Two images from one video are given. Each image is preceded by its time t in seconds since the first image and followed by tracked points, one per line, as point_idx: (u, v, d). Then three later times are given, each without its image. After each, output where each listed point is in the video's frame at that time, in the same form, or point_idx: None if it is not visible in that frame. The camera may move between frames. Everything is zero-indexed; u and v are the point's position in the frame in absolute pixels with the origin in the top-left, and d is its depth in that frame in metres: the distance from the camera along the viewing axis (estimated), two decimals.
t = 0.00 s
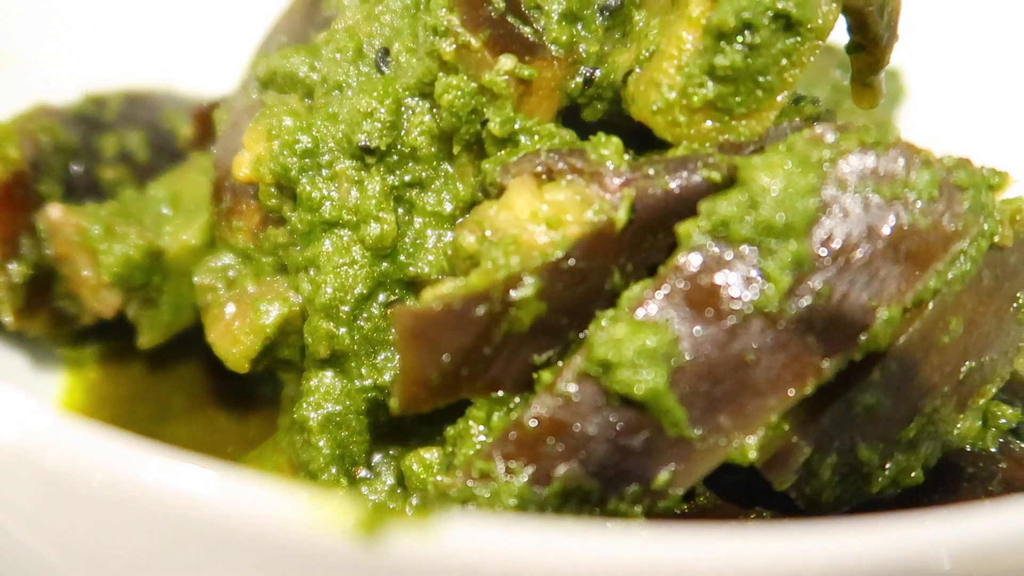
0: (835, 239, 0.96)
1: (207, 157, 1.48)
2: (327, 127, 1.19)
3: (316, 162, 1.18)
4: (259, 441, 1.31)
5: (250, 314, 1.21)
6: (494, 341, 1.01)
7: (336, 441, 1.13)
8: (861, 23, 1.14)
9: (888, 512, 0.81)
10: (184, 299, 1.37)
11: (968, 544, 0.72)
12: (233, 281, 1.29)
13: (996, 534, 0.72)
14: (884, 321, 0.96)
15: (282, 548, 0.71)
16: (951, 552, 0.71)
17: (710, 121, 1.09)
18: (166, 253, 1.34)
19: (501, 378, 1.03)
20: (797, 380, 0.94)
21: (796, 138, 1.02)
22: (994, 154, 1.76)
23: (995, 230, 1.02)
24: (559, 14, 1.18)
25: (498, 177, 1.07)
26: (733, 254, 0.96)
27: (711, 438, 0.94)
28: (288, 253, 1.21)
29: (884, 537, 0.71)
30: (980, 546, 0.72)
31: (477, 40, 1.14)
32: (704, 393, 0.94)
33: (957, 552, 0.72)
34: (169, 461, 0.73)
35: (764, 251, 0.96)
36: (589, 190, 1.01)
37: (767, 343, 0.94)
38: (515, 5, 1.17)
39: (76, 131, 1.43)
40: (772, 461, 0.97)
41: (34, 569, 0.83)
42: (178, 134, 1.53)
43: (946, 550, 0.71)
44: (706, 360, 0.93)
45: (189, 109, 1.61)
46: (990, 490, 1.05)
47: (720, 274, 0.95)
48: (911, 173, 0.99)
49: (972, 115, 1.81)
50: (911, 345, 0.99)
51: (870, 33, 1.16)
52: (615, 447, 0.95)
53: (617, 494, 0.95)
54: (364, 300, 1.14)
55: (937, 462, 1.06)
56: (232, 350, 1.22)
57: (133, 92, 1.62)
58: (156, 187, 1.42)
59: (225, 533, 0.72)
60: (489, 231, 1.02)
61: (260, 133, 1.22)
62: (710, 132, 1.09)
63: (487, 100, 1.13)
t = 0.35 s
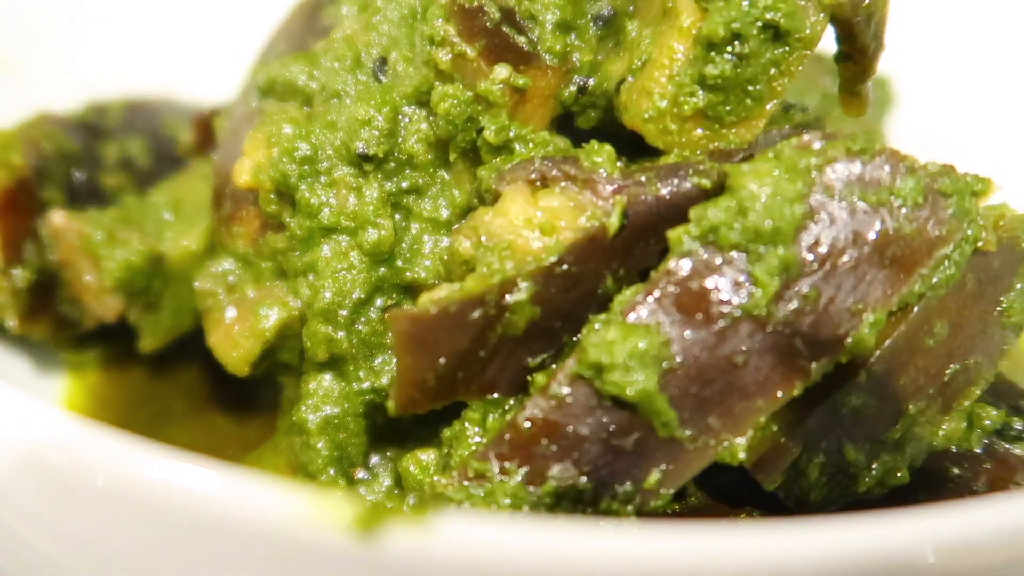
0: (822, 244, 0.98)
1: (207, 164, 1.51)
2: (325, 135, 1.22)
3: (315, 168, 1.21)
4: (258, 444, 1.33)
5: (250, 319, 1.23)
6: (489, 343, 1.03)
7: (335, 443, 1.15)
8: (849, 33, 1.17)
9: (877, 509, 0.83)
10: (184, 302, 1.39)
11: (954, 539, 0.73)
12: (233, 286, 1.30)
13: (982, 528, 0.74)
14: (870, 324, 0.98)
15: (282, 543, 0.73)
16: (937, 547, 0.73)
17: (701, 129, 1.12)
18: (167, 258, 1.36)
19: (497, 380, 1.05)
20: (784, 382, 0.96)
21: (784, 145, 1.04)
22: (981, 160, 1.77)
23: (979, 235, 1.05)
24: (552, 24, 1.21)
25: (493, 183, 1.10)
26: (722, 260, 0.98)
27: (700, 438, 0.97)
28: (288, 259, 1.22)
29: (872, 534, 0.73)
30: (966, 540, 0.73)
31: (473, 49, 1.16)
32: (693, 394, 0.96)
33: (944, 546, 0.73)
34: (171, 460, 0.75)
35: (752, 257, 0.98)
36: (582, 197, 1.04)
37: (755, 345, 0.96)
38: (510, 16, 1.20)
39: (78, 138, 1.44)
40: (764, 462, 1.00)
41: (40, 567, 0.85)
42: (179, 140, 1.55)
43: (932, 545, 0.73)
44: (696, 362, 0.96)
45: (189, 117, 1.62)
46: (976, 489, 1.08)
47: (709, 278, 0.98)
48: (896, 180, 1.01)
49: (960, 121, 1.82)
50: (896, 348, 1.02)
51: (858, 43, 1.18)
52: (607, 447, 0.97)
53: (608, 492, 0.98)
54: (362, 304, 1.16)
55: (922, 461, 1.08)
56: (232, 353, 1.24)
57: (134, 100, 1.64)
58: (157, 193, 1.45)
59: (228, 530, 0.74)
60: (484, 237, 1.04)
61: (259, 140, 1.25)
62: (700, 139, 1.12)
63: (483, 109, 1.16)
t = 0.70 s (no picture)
0: (807, 248, 1.01)
1: (208, 170, 1.53)
2: (323, 142, 1.24)
3: (314, 175, 1.23)
4: (257, 445, 1.35)
5: (249, 322, 1.26)
6: (483, 345, 1.05)
7: (333, 444, 1.17)
8: (834, 42, 1.20)
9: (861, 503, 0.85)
10: (184, 307, 1.41)
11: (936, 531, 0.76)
12: (233, 290, 1.33)
13: (962, 521, 0.77)
14: (855, 326, 1.02)
15: (285, 537, 0.76)
16: (919, 539, 0.76)
17: (690, 137, 1.14)
18: (168, 263, 1.38)
19: (490, 381, 1.07)
20: (771, 382, 1.00)
21: (771, 152, 1.07)
22: (965, 164, 1.79)
23: (960, 239, 1.08)
24: (546, 34, 1.23)
25: (488, 189, 1.14)
26: (710, 264, 1.00)
27: (689, 437, 1.00)
28: (287, 263, 1.25)
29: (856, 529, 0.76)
30: (947, 532, 0.76)
31: (467, 59, 1.21)
32: (683, 394, 0.99)
33: (926, 539, 0.76)
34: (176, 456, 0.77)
35: (739, 261, 1.00)
36: (575, 203, 1.06)
37: (743, 347, 0.99)
38: (504, 25, 1.23)
39: (82, 145, 1.47)
40: (753, 461, 1.03)
41: (50, 562, 0.87)
42: (179, 146, 1.58)
43: (915, 538, 0.76)
44: (685, 363, 0.98)
45: (189, 123, 1.65)
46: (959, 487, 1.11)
47: (698, 281, 1.00)
48: (879, 186, 1.04)
49: (947, 127, 1.83)
50: (878, 349, 1.05)
51: (844, 52, 1.21)
52: (600, 446, 1.00)
53: (599, 490, 1.00)
54: (359, 308, 1.18)
55: (907, 460, 1.11)
56: (232, 356, 1.27)
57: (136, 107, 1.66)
58: (159, 199, 1.47)
59: (232, 525, 0.76)
60: (479, 242, 1.07)
61: (259, 147, 1.28)
62: (690, 146, 1.14)
63: (478, 116, 1.20)
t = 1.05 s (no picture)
0: (791, 250, 1.04)
1: (206, 175, 1.55)
2: (320, 148, 1.27)
3: (310, 180, 1.26)
4: (254, 444, 1.36)
5: (247, 324, 1.29)
6: (476, 345, 1.07)
7: (329, 444, 1.20)
8: (819, 49, 1.22)
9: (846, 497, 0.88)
10: (183, 309, 1.43)
11: (918, 523, 0.79)
12: (231, 292, 1.36)
13: (943, 513, 0.79)
14: (838, 327, 1.04)
15: (284, 529, 0.78)
16: (902, 530, 0.78)
17: (678, 142, 1.17)
18: (168, 266, 1.40)
19: (483, 381, 1.10)
20: (757, 381, 1.02)
21: (756, 157, 1.09)
22: (954, 168, 1.81)
23: (942, 242, 1.10)
24: (537, 42, 1.27)
25: (481, 194, 1.16)
26: (697, 266, 1.03)
27: (676, 435, 1.02)
28: (285, 266, 1.28)
29: (840, 521, 0.78)
30: (930, 524, 0.79)
31: (460, 66, 1.23)
32: (670, 393, 1.01)
33: (909, 529, 0.78)
34: (177, 451, 0.80)
35: (724, 264, 1.03)
36: (565, 206, 1.10)
37: (728, 347, 1.01)
38: (496, 33, 1.25)
39: (82, 150, 1.48)
40: (738, 458, 1.06)
41: (53, 556, 0.90)
42: (179, 152, 1.60)
43: (898, 529, 0.78)
44: (672, 362, 1.01)
45: (189, 129, 1.67)
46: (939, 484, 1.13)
47: (685, 283, 1.02)
48: (861, 190, 1.07)
49: (932, 132, 1.86)
50: (861, 349, 1.08)
51: (828, 60, 1.24)
52: (590, 444, 1.02)
53: (589, 486, 1.03)
54: (355, 310, 1.21)
55: (890, 458, 1.13)
56: (230, 357, 1.30)
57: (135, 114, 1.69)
58: (160, 204, 1.49)
59: (231, 517, 0.78)
60: (472, 245, 1.11)
61: (257, 153, 1.30)
62: (678, 152, 1.17)
63: (470, 122, 1.22)
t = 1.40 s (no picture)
0: (772, 250, 1.07)
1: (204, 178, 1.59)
2: (314, 151, 1.31)
3: (306, 183, 1.30)
4: (250, 444, 1.39)
5: (244, 322, 1.33)
6: (466, 343, 1.10)
7: (324, 441, 1.24)
8: (800, 55, 1.26)
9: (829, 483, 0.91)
10: (182, 310, 1.47)
11: (894, 509, 0.82)
12: (229, 292, 1.39)
13: (919, 500, 0.82)
14: (817, 325, 1.08)
15: (281, 517, 0.81)
16: (878, 516, 0.81)
17: (664, 145, 1.20)
18: (167, 267, 1.44)
19: (473, 377, 1.13)
20: (739, 377, 1.05)
21: (738, 160, 1.12)
22: (938, 170, 1.85)
23: (919, 241, 1.13)
24: (525, 48, 1.31)
25: (472, 196, 1.20)
26: (680, 265, 1.06)
27: (660, 430, 1.05)
28: (281, 267, 1.32)
29: (818, 506, 0.82)
30: (905, 510, 0.82)
31: (452, 72, 1.26)
32: (654, 388, 1.04)
33: (885, 515, 0.82)
34: (176, 442, 0.83)
35: (707, 263, 1.05)
36: (553, 208, 1.13)
37: (710, 344, 1.05)
38: (486, 40, 1.29)
39: (82, 154, 1.51)
40: (719, 452, 1.10)
41: (57, 548, 0.93)
42: (177, 155, 1.63)
43: (874, 515, 0.82)
44: (656, 358, 1.04)
45: (188, 133, 1.70)
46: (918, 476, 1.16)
47: (668, 282, 1.05)
48: (839, 192, 1.10)
49: (916, 134, 1.90)
50: (841, 346, 1.11)
51: (809, 65, 1.27)
52: (576, 438, 1.05)
53: (576, 479, 1.06)
54: (349, 309, 1.24)
55: (870, 452, 1.16)
56: (227, 356, 1.34)
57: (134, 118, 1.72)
58: (158, 207, 1.53)
59: (229, 506, 0.81)
60: (462, 245, 1.14)
61: (254, 157, 1.34)
62: (663, 154, 1.20)
63: (461, 126, 1.25)
